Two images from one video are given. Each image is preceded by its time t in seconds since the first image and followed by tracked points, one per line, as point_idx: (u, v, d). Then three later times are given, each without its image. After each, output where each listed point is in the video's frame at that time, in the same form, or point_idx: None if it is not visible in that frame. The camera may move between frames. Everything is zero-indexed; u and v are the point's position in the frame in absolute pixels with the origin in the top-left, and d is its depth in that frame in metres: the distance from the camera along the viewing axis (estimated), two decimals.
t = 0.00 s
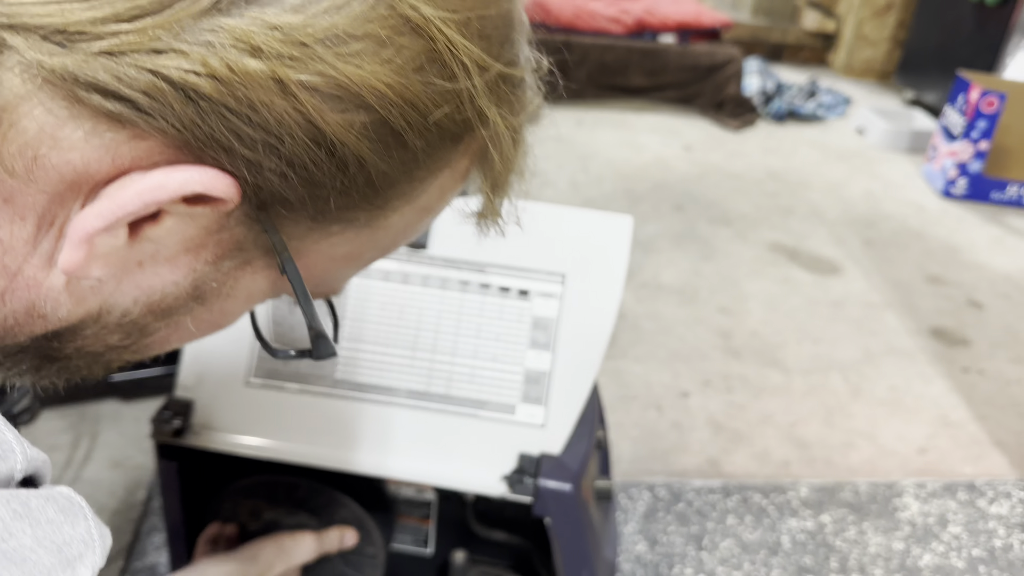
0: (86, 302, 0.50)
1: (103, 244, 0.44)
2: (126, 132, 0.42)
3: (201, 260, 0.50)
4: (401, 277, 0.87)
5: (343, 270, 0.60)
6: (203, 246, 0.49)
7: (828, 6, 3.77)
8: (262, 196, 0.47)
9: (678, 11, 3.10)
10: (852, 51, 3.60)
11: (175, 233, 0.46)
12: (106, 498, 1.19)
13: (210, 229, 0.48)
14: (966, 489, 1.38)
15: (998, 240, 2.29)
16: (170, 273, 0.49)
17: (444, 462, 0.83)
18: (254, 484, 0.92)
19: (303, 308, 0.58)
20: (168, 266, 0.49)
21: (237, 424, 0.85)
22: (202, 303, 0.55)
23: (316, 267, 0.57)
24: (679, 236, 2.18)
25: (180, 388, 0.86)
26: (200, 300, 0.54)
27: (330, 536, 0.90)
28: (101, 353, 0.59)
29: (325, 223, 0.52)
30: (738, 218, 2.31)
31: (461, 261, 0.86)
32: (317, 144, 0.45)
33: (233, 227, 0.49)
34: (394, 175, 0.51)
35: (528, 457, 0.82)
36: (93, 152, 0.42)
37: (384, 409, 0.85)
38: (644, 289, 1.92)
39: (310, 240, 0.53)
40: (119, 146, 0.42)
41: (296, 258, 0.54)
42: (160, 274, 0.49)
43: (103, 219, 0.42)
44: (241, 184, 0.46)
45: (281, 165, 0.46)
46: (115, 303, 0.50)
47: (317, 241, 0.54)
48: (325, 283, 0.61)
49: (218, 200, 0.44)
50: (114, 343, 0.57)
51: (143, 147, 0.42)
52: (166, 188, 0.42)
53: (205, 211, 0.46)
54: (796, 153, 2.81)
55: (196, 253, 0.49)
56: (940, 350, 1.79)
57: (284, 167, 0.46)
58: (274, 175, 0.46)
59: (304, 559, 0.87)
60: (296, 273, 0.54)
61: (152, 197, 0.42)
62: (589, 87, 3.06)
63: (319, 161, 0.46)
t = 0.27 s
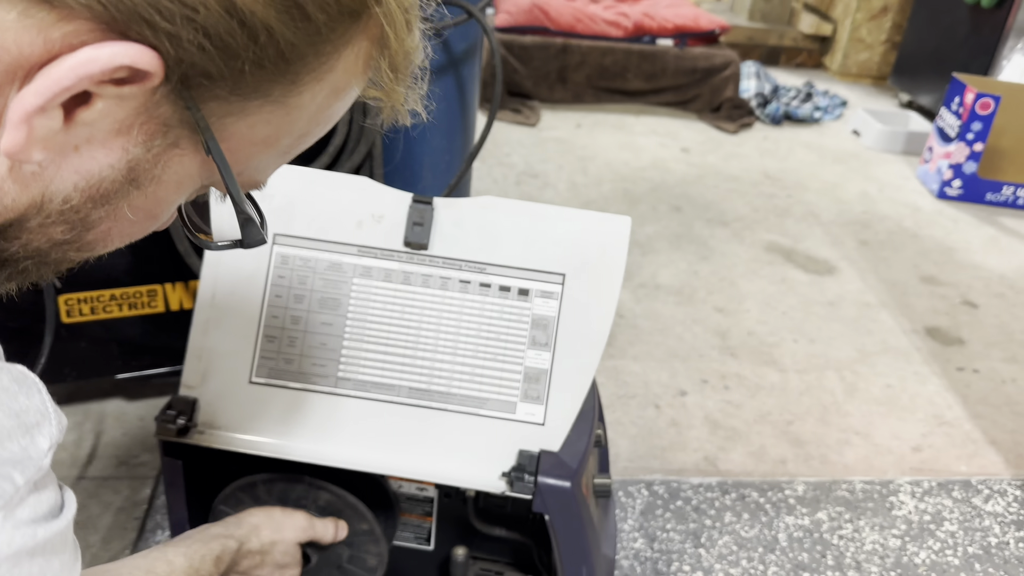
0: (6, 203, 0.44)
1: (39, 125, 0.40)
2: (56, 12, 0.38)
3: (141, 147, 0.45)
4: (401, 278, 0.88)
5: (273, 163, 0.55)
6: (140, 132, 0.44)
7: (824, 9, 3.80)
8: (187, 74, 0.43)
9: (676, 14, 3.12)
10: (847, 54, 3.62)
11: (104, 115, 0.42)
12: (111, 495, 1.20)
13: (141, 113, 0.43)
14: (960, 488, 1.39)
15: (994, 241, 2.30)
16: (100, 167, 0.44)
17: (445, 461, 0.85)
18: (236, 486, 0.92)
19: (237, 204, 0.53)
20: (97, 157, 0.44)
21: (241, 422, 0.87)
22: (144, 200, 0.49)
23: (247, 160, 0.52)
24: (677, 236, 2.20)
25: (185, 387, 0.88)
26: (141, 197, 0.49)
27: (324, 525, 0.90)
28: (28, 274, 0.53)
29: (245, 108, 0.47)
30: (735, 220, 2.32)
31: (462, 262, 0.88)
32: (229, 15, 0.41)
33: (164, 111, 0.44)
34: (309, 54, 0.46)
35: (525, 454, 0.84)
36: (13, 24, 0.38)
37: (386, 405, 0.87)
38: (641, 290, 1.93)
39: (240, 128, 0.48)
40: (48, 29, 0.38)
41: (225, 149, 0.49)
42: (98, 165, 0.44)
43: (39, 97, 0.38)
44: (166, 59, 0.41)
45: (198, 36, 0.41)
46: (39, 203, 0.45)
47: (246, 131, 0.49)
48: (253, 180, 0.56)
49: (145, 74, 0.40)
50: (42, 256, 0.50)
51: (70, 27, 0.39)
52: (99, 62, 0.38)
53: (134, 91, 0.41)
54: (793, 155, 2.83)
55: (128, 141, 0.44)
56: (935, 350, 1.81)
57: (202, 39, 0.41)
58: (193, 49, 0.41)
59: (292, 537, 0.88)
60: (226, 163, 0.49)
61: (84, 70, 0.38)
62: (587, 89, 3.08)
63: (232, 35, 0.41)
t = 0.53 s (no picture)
0: None
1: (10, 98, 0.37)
2: None
3: (117, 125, 0.42)
4: (402, 279, 0.90)
5: (251, 146, 0.52)
6: (115, 109, 0.41)
7: (821, 11, 3.82)
8: (157, 50, 0.40)
9: (675, 17, 3.12)
10: (845, 55, 3.64)
11: (76, 91, 0.39)
12: (115, 494, 1.22)
13: (114, 89, 0.40)
14: (956, 486, 1.41)
15: (991, 242, 2.32)
16: (76, 145, 0.41)
17: (446, 459, 0.86)
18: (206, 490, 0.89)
19: (214, 184, 0.50)
20: (69, 138, 0.41)
21: (245, 421, 0.88)
22: (123, 185, 0.46)
23: (222, 141, 0.49)
24: (675, 237, 2.22)
25: (189, 386, 0.90)
26: (119, 181, 0.46)
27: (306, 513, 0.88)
28: None
29: (215, 85, 0.44)
30: (733, 221, 2.34)
31: (462, 264, 0.90)
32: None
33: (138, 88, 0.41)
34: (275, 28, 0.43)
35: (525, 451, 0.86)
36: None
37: (388, 404, 0.88)
38: (640, 291, 1.95)
39: (213, 105, 0.45)
40: (15, 7, 0.36)
41: (198, 129, 0.46)
42: (74, 143, 0.41)
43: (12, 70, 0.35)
44: (134, 34, 0.38)
45: (165, 9, 0.38)
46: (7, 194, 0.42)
47: (218, 109, 0.46)
48: (231, 163, 0.53)
49: (116, 45, 0.37)
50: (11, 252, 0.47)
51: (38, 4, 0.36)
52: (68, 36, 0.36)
53: (105, 67, 0.39)
54: (791, 156, 2.85)
55: (102, 119, 0.41)
56: (932, 350, 1.82)
57: (169, 13, 0.38)
58: (160, 21, 0.39)
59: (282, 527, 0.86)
60: (199, 140, 0.46)
61: (56, 45, 0.35)
62: (586, 91, 3.10)
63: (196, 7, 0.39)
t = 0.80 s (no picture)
0: None
1: None
2: None
3: (106, 139, 0.40)
4: (402, 279, 0.90)
5: (252, 162, 0.49)
6: (104, 121, 0.39)
7: (821, 11, 3.82)
8: (144, 60, 0.37)
9: (675, 17, 3.12)
10: (845, 55, 3.64)
11: (60, 100, 0.37)
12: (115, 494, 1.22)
13: (102, 101, 0.38)
14: (956, 486, 1.41)
15: (992, 242, 2.32)
16: (61, 158, 0.39)
17: (446, 459, 0.86)
18: (204, 492, 0.88)
19: (211, 204, 0.47)
20: (54, 149, 0.39)
21: (245, 421, 0.88)
22: (117, 201, 0.44)
23: (221, 156, 0.46)
24: (675, 237, 2.22)
25: (189, 386, 0.90)
26: (113, 197, 0.44)
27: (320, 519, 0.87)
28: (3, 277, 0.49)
29: (209, 97, 0.41)
30: (733, 221, 2.34)
31: (462, 264, 0.90)
32: None
33: (128, 100, 0.39)
34: (272, 37, 0.40)
35: (525, 451, 0.86)
36: None
37: (388, 404, 0.88)
38: (640, 291, 1.95)
39: (209, 116, 0.42)
40: None
41: (193, 142, 0.43)
42: (61, 156, 0.39)
43: None
44: (117, 41, 0.36)
45: (150, 14, 0.35)
46: None
47: (212, 123, 0.43)
48: (233, 180, 0.50)
49: (99, 52, 0.35)
50: (11, 258, 0.46)
51: (22, 9, 0.35)
52: (44, 42, 0.34)
53: (91, 74, 0.37)
54: (791, 156, 2.85)
55: (89, 131, 0.39)
56: (932, 350, 1.82)
57: (155, 19, 0.36)
58: (146, 28, 0.36)
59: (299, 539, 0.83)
60: (193, 154, 0.43)
61: (30, 50, 0.34)
62: (586, 91, 3.10)
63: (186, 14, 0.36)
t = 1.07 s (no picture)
0: (18, 246, 0.40)
1: (47, 160, 0.35)
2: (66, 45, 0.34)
3: (160, 189, 0.40)
4: (403, 279, 0.90)
5: (311, 213, 0.49)
6: (159, 172, 0.39)
7: (821, 11, 3.82)
8: (199, 113, 0.37)
9: (675, 17, 3.13)
10: (845, 55, 3.64)
11: (115, 151, 0.37)
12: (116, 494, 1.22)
13: (156, 152, 0.38)
14: (956, 486, 1.41)
15: (992, 242, 2.32)
16: (114, 209, 0.39)
17: (446, 459, 0.86)
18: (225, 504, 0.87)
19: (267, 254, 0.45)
20: (107, 200, 0.39)
21: (245, 421, 0.88)
22: (166, 250, 0.44)
23: (278, 208, 0.46)
24: (675, 237, 2.22)
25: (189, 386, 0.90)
26: (163, 246, 0.44)
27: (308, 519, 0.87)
28: (55, 319, 0.49)
29: (271, 150, 0.41)
30: (733, 221, 2.34)
31: (462, 263, 0.90)
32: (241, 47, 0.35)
33: (184, 152, 0.39)
34: (335, 91, 0.39)
35: (525, 451, 0.86)
36: (17, 54, 0.34)
37: (388, 405, 0.88)
38: (640, 291, 1.95)
39: (268, 169, 0.42)
40: (52, 63, 0.35)
41: (251, 195, 0.43)
42: (113, 207, 0.39)
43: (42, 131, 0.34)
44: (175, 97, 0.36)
45: (207, 69, 0.35)
46: (49, 249, 0.41)
47: (272, 175, 0.43)
48: (291, 229, 0.50)
49: (154, 106, 0.35)
50: (61, 303, 0.47)
51: (77, 60, 0.35)
52: (99, 97, 0.34)
53: (146, 127, 0.36)
54: (791, 156, 2.84)
55: (143, 182, 0.39)
56: (932, 350, 1.82)
57: (213, 75, 0.36)
58: (203, 83, 0.36)
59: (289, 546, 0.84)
60: (248, 207, 0.43)
61: (86, 104, 0.34)
62: (586, 91, 3.10)
63: (244, 70, 0.36)
